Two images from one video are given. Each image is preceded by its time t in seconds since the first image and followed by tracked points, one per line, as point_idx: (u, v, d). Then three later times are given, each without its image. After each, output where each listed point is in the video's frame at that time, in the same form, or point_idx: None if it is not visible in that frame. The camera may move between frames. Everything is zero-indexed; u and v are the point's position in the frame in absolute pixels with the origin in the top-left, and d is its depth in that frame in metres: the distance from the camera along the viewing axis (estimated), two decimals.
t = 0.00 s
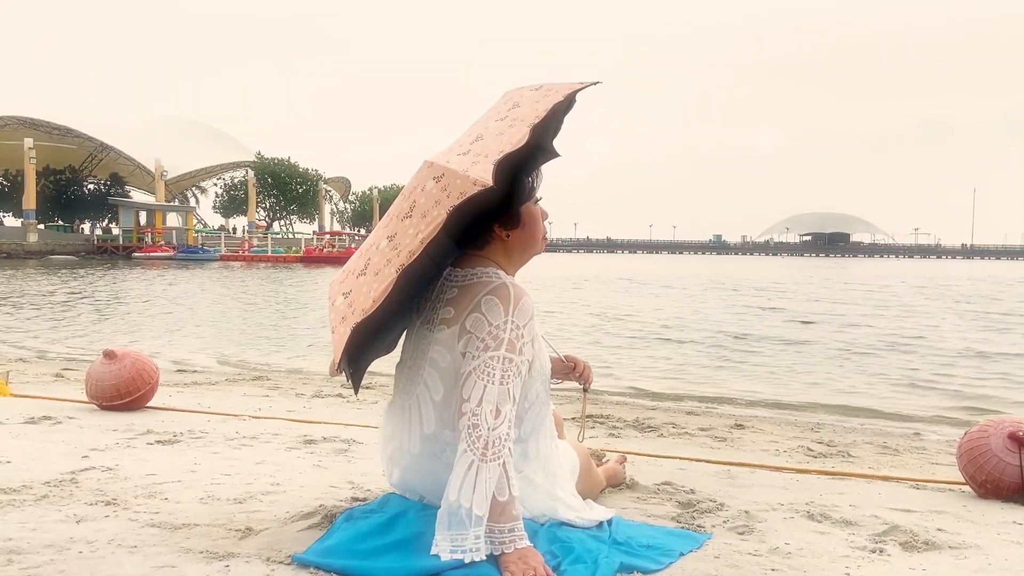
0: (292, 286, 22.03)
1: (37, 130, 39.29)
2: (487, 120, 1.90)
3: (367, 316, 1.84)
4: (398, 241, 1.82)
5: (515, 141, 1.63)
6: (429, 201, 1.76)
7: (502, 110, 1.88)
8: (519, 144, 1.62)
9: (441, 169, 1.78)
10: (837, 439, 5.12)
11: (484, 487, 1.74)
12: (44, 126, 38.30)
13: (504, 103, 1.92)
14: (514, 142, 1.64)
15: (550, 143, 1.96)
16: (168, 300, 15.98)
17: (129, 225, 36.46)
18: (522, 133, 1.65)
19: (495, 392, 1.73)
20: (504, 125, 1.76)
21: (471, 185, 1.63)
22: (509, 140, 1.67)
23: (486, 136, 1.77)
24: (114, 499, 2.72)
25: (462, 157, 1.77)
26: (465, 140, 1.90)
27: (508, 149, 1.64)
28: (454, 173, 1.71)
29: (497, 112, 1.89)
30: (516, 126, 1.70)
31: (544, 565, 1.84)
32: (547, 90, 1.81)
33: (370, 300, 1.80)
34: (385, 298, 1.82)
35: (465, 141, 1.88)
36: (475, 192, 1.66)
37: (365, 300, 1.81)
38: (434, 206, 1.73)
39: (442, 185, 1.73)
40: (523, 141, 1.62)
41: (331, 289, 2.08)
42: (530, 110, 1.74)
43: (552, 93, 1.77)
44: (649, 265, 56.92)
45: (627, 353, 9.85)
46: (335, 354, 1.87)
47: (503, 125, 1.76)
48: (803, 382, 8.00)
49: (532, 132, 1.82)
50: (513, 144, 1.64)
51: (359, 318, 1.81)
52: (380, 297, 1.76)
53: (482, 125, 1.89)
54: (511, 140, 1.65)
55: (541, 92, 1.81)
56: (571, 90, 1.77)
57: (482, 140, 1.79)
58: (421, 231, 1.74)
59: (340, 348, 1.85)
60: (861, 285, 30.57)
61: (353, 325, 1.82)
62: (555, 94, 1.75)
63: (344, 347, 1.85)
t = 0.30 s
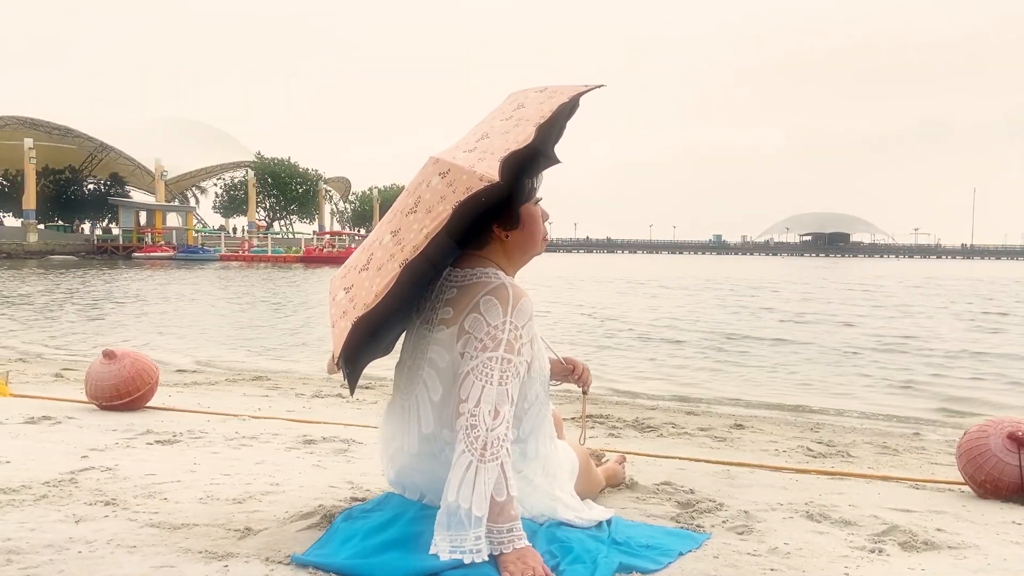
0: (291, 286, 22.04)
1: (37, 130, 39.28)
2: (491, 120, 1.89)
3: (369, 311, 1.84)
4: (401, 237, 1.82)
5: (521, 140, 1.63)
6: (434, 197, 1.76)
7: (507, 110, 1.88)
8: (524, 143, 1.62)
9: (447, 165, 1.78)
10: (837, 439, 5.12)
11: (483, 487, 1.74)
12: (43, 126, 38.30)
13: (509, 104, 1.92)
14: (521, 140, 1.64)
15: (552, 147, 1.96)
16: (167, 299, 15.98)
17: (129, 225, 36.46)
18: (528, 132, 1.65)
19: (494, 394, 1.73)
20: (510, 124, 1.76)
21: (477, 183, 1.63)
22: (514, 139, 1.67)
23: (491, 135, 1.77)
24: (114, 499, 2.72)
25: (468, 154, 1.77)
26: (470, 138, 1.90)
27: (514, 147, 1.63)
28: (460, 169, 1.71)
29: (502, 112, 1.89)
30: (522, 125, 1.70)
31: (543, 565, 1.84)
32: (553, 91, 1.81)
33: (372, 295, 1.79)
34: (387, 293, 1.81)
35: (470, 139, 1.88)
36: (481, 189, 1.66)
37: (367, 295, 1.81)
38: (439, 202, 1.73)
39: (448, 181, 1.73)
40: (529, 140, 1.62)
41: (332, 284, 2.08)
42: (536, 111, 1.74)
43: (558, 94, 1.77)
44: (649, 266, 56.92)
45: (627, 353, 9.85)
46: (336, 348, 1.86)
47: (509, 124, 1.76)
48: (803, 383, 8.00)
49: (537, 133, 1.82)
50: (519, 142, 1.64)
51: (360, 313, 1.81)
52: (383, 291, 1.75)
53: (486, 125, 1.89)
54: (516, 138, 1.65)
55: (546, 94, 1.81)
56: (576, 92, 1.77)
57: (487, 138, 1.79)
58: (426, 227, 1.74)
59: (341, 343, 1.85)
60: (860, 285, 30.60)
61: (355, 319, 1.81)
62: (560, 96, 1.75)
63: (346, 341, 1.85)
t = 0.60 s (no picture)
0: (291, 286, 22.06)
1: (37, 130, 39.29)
2: (494, 120, 1.89)
3: (370, 310, 1.85)
4: (403, 235, 1.82)
5: (524, 140, 1.63)
6: (436, 196, 1.77)
7: (510, 111, 1.88)
8: (528, 143, 1.63)
9: (449, 164, 1.78)
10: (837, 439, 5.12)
11: (484, 488, 1.74)
12: (43, 126, 38.30)
13: (512, 105, 1.92)
14: (524, 140, 1.64)
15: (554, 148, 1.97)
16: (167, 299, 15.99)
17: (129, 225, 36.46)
18: (532, 132, 1.65)
19: (495, 394, 1.74)
20: (513, 124, 1.76)
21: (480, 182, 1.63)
22: (518, 139, 1.67)
23: (495, 134, 1.77)
24: (114, 499, 2.72)
25: (471, 153, 1.77)
26: (473, 139, 1.90)
27: (517, 148, 1.64)
28: (463, 168, 1.71)
29: (505, 112, 1.89)
30: (525, 126, 1.70)
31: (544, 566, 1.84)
32: (556, 93, 1.81)
33: (373, 293, 1.80)
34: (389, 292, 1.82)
35: (474, 139, 1.88)
36: (483, 188, 1.66)
37: (368, 293, 1.81)
38: (441, 200, 1.74)
39: (450, 181, 1.74)
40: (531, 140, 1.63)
41: (333, 283, 2.08)
42: (540, 112, 1.74)
43: (561, 96, 1.77)
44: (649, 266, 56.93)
45: (627, 354, 9.85)
46: (336, 346, 1.86)
47: (512, 124, 1.76)
48: (803, 382, 8.01)
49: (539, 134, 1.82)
50: (522, 143, 1.64)
51: (361, 311, 1.81)
52: (384, 290, 1.76)
53: (489, 125, 1.89)
54: (519, 139, 1.66)
55: (550, 95, 1.81)
56: (579, 94, 1.77)
57: (490, 138, 1.79)
58: (428, 226, 1.74)
59: (342, 341, 1.85)
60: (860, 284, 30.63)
61: (356, 318, 1.82)
62: (564, 97, 1.75)
63: (347, 340, 1.85)
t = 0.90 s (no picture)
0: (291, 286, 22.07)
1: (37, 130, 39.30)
2: (496, 122, 1.90)
3: (369, 309, 1.85)
4: (403, 236, 1.82)
5: (526, 142, 1.64)
6: (436, 197, 1.77)
7: (512, 112, 1.88)
8: (529, 145, 1.63)
9: (450, 165, 1.78)
10: (836, 439, 5.12)
11: (484, 488, 1.74)
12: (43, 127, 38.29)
13: (514, 107, 1.91)
14: (526, 142, 1.64)
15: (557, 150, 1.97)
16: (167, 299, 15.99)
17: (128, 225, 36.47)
18: (533, 134, 1.65)
19: (494, 394, 1.74)
20: (515, 125, 1.76)
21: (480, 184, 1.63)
22: (519, 140, 1.67)
23: (496, 136, 1.77)
24: (114, 499, 2.72)
25: (472, 155, 1.78)
26: (474, 139, 1.90)
27: (518, 150, 1.64)
28: (464, 170, 1.71)
29: (507, 114, 1.89)
30: (527, 128, 1.71)
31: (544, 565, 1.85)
32: (559, 95, 1.81)
33: (373, 293, 1.80)
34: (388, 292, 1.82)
35: (475, 140, 1.88)
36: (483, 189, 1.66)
37: (368, 292, 1.81)
38: (442, 201, 1.74)
39: (451, 181, 1.74)
40: (533, 142, 1.63)
41: (333, 282, 2.08)
42: (541, 114, 1.74)
43: (563, 99, 1.77)
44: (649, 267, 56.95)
45: (626, 354, 9.86)
46: (335, 345, 1.87)
47: (514, 126, 1.76)
48: (802, 382, 8.02)
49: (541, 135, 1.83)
50: (523, 145, 1.64)
51: (360, 311, 1.81)
52: (384, 290, 1.75)
53: (491, 126, 1.89)
54: (521, 141, 1.66)
55: (552, 97, 1.81)
56: (581, 97, 1.77)
57: (492, 139, 1.79)
58: (428, 226, 1.74)
59: (341, 340, 1.85)
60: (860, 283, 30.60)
61: (355, 317, 1.82)
62: (566, 100, 1.75)
63: (345, 339, 1.85)
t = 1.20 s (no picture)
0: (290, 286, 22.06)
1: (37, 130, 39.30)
2: (492, 123, 1.90)
3: (365, 311, 1.85)
4: (398, 237, 1.82)
5: (520, 144, 1.63)
6: (432, 198, 1.77)
7: (507, 113, 1.88)
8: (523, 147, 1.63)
9: (446, 167, 1.78)
10: (836, 438, 5.12)
11: (482, 488, 1.74)
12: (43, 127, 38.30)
13: (510, 107, 1.91)
14: (519, 144, 1.64)
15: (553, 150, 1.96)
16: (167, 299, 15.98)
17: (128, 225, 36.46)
18: (527, 136, 1.65)
19: (492, 395, 1.74)
20: (510, 126, 1.76)
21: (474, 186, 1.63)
22: (514, 142, 1.67)
23: (492, 137, 1.77)
24: (113, 499, 2.72)
25: (467, 156, 1.78)
26: (470, 140, 1.90)
27: (512, 152, 1.64)
28: (459, 172, 1.71)
29: (502, 114, 1.89)
30: (521, 129, 1.70)
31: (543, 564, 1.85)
32: (554, 94, 1.81)
33: (368, 294, 1.80)
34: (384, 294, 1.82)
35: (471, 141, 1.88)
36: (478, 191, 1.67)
37: (364, 294, 1.82)
38: (436, 203, 1.74)
39: (446, 184, 1.74)
40: (526, 144, 1.63)
41: (330, 283, 2.08)
42: (536, 115, 1.74)
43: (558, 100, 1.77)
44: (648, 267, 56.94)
45: (626, 354, 9.86)
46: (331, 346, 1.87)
47: (509, 127, 1.76)
48: (801, 382, 8.01)
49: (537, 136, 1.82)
50: (517, 146, 1.64)
51: (356, 313, 1.81)
52: (379, 291, 1.76)
53: (487, 127, 1.89)
54: (514, 143, 1.66)
55: (547, 97, 1.81)
56: (577, 97, 1.77)
57: (487, 140, 1.79)
58: (423, 228, 1.74)
59: (337, 341, 1.85)
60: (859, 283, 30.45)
61: (351, 318, 1.82)
62: (561, 101, 1.75)
63: (342, 340, 1.85)
